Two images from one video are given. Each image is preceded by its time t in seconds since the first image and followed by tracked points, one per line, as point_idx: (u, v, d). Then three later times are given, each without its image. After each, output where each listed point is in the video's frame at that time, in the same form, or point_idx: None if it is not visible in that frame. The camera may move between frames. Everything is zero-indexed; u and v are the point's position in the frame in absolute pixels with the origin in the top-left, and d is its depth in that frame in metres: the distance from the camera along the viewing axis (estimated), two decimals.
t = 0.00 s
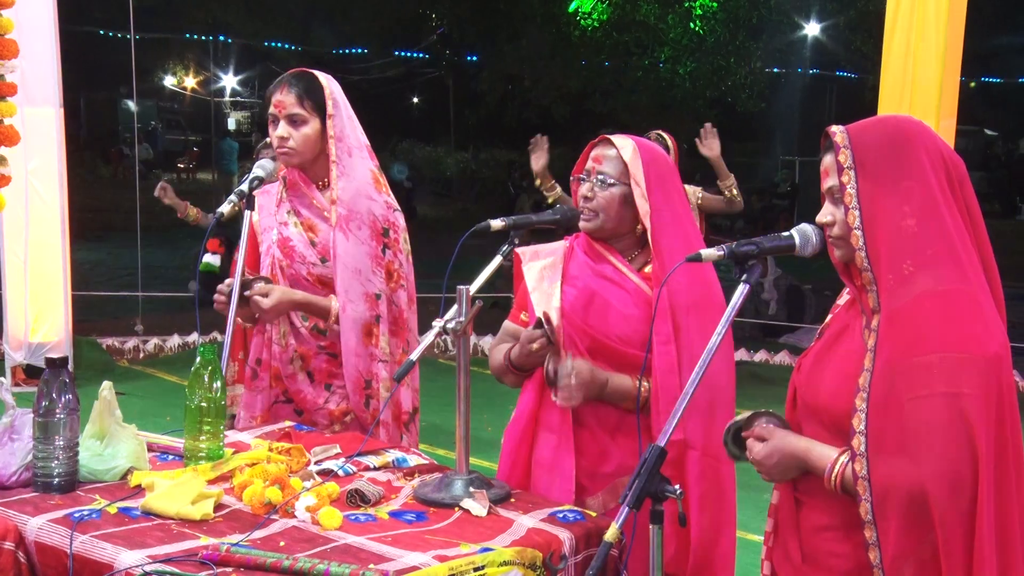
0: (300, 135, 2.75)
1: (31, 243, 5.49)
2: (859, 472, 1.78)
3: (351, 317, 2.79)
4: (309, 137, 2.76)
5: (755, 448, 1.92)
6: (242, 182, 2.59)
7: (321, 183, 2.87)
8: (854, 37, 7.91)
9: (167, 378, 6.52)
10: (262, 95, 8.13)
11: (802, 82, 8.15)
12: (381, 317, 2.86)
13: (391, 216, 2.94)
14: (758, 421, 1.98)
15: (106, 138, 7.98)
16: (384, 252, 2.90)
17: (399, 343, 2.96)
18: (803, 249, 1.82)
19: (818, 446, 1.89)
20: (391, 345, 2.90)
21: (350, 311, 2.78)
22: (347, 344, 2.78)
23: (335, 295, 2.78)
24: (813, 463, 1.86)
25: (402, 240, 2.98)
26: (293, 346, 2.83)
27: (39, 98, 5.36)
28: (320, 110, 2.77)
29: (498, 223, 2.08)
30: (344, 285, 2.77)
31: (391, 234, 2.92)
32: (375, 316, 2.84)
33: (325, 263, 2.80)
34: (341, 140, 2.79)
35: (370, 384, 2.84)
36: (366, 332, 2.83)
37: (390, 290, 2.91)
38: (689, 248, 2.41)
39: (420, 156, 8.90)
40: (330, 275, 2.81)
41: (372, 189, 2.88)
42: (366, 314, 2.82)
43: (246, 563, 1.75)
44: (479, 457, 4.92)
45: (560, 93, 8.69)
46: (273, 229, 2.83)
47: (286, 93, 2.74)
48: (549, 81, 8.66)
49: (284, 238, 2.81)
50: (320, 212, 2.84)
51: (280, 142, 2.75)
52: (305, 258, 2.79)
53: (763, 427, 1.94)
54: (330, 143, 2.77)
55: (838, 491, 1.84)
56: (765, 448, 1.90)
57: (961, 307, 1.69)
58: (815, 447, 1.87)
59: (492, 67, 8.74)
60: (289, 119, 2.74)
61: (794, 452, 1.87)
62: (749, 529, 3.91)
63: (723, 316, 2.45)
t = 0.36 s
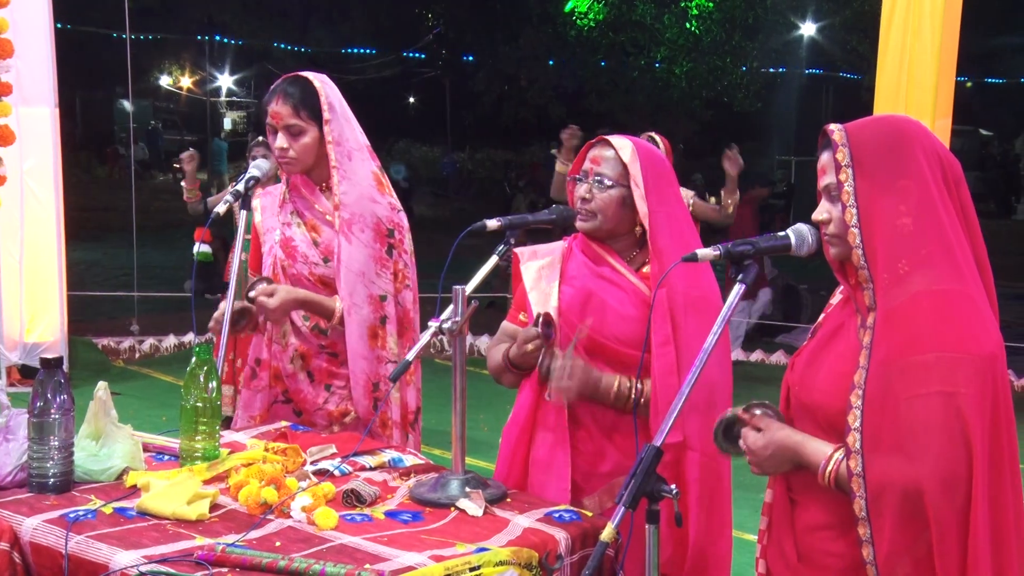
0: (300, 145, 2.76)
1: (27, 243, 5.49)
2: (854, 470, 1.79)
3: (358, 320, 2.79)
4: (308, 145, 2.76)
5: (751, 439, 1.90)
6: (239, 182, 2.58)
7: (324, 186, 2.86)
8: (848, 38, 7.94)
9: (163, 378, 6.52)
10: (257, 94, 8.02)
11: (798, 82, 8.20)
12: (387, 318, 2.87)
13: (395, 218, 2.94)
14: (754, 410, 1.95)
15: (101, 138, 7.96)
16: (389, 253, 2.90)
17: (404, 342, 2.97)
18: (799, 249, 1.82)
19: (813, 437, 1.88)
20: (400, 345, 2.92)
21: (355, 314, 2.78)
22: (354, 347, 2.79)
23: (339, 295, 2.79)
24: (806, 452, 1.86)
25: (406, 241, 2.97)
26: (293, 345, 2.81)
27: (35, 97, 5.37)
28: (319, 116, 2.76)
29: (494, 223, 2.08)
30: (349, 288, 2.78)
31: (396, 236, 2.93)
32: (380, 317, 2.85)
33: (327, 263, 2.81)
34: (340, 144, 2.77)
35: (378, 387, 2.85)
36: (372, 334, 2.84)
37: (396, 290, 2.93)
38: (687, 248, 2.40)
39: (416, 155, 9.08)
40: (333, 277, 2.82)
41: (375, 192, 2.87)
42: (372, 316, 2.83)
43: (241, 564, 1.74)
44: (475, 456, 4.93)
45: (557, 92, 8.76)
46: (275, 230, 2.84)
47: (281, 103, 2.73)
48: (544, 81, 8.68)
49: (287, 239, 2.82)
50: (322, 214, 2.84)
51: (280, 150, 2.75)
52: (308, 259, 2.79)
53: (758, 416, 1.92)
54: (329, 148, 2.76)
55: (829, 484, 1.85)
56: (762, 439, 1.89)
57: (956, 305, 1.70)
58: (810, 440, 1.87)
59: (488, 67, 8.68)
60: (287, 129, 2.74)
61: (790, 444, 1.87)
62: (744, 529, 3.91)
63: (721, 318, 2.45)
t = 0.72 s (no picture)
0: (303, 149, 2.76)
1: (24, 243, 5.48)
2: (851, 467, 1.78)
3: (362, 323, 2.80)
4: (311, 149, 2.76)
5: (748, 446, 1.91)
6: (236, 183, 2.58)
7: (327, 189, 2.86)
8: (847, 38, 7.98)
9: (161, 378, 6.51)
10: (255, 94, 8.07)
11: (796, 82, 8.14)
12: (392, 320, 2.88)
13: (397, 220, 2.94)
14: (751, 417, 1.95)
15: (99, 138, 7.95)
16: (393, 256, 2.91)
17: (407, 342, 2.98)
18: (797, 249, 1.82)
19: (810, 440, 1.89)
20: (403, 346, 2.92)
21: (360, 317, 2.79)
22: (360, 350, 2.79)
23: (341, 297, 2.79)
24: (804, 458, 1.86)
25: (408, 243, 2.97)
26: (293, 345, 2.82)
27: (31, 97, 5.36)
28: (320, 121, 2.76)
29: (492, 223, 2.08)
30: (353, 291, 2.78)
31: (399, 237, 2.93)
32: (384, 320, 2.86)
33: (329, 264, 2.80)
34: (342, 147, 2.77)
35: (383, 389, 2.85)
36: (377, 336, 2.84)
37: (400, 291, 2.94)
38: (686, 248, 2.40)
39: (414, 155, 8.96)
40: (335, 279, 2.81)
41: (377, 194, 2.87)
42: (376, 318, 2.84)
43: (239, 564, 1.74)
44: (473, 456, 4.93)
45: (554, 92, 8.64)
46: (277, 232, 2.85)
47: (282, 109, 2.73)
48: (542, 81, 8.64)
49: (289, 240, 2.82)
50: (324, 216, 2.84)
51: (283, 155, 2.76)
52: (309, 260, 2.79)
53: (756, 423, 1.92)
54: (330, 151, 2.76)
55: (828, 488, 1.85)
56: (758, 445, 1.89)
57: (951, 303, 1.70)
58: (806, 443, 1.87)
59: (486, 66, 8.67)
60: (289, 133, 2.74)
61: (787, 449, 1.87)
62: (742, 528, 3.91)
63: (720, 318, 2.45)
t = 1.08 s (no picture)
0: (299, 146, 2.76)
1: (22, 243, 5.47)
2: (847, 463, 1.79)
3: (362, 320, 2.80)
4: (308, 147, 2.77)
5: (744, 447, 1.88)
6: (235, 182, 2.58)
7: (320, 185, 2.85)
8: (846, 38, 8.14)
9: (159, 378, 6.52)
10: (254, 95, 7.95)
11: (794, 82, 8.28)
12: (390, 317, 2.89)
13: (391, 218, 2.94)
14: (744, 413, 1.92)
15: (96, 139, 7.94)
16: (390, 253, 2.91)
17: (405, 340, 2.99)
18: (796, 249, 1.83)
19: (804, 437, 1.88)
20: (401, 344, 2.94)
21: (360, 314, 2.79)
22: (360, 347, 2.80)
23: (341, 294, 2.79)
24: (800, 452, 1.86)
25: (403, 241, 2.98)
26: (287, 344, 2.81)
27: (30, 98, 5.37)
28: (317, 119, 2.77)
29: (490, 223, 2.08)
30: (351, 289, 2.78)
31: (395, 236, 2.93)
32: (384, 317, 2.87)
33: (324, 261, 2.80)
34: (337, 146, 2.77)
35: (380, 387, 2.85)
36: (377, 333, 2.85)
37: (398, 288, 2.94)
38: (682, 247, 2.40)
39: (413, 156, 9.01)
40: (331, 277, 2.81)
41: (372, 193, 2.87)
42: (376, 316, 2.84)
43: (237, 564, 1.74)
44: (472, 456, 4.94)
45: (552, 92, 8.68)
46: (268, 231, 2.83)
47: (281, 105, 2.74)
48: (539, 81, 8.67)
49: (280, 238, 2.80)
50: (317, 213, 2.83)
51: (279, 152, 2.75)
52: (303, 257, 2.79)
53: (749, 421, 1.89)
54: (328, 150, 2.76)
55: (824, 483, 1.85)
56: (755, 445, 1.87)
57: (942, 298, 1.70)
58: (802, 439, 1.87)
59: (483, 66, 8.66)
60: (286, 131, 2.74)
61: (782, 445, 1.86)
62: (740, 528, 3.92)
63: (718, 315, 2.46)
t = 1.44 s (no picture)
0: (294, 144, 2.76)
1: (22, 243, 5.47)
2: (854, 455, 1.77)
3: (359, 318, 2.81)
4: (302, 146, 2.77)
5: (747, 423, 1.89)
6: (235, 182, 2.56)
7: (312, 184, 2.85)
8: (845, 38, 8.18)
9: (158, 378, 6.52)
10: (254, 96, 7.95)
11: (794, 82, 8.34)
12: (386, 315, 2.88)
13: (384, 216, 2.94)
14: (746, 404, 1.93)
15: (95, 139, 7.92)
16: (384, 252, 2.91)
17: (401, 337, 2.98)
18: (795, 248, 1.83)
19: (810, 434, 1.87)
20: (397, 341, 2.94)
21: (357, 314, 2.80)
22: (356, 346, 2.80)
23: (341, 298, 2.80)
24: (807, 449, 1.85)
25: (395, 239, 2.98)
26: (290, 346, 2.81)
27: (30, 98, 5.37)
28: (312, 118, 2.79)
29: (490, 223, 2.08)
30: (350, 287, 2.78)
31: (389, 234, 2.93)
32: (381, 315, 2.86)
33: (321, 261, 2.80)
34: (330, 146, 2.79)
35: (378, 383, 2.86)
36: (373, 331, 2.85)
37: (393, 287, 2.93)
38: (677, 248, 2.41)
39: (411, 156, 8.91)
40: (328, 276, 2.81)
41: (365, 192, 2.87)
42: (372, 314, 2.84)
43: (237, 563, 1.74)
44: (472, 456, 4.93)
45: (552, 92, 8.75)
46: (258, 233, 2.80)
47: (278, 102, 2.74)
48: (540, 82, 8.72)
49: (273, 241, 2.78)
50: (313, 213, 2.83)
51: (273, 149, 2.74)
52: (299, 259, 2.78)
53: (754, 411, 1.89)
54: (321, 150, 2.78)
55: (831, 478, 1.83)
56: (759, 434, 1.87)
57: (940, 293, 1.73)
58: (807, 435, 1.86)
59: (484, 66, 8.68)
60: (282, 129, 2.75)
61: (790, 441, 1.86)
62: (739, 528, 3.92)
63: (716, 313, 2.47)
